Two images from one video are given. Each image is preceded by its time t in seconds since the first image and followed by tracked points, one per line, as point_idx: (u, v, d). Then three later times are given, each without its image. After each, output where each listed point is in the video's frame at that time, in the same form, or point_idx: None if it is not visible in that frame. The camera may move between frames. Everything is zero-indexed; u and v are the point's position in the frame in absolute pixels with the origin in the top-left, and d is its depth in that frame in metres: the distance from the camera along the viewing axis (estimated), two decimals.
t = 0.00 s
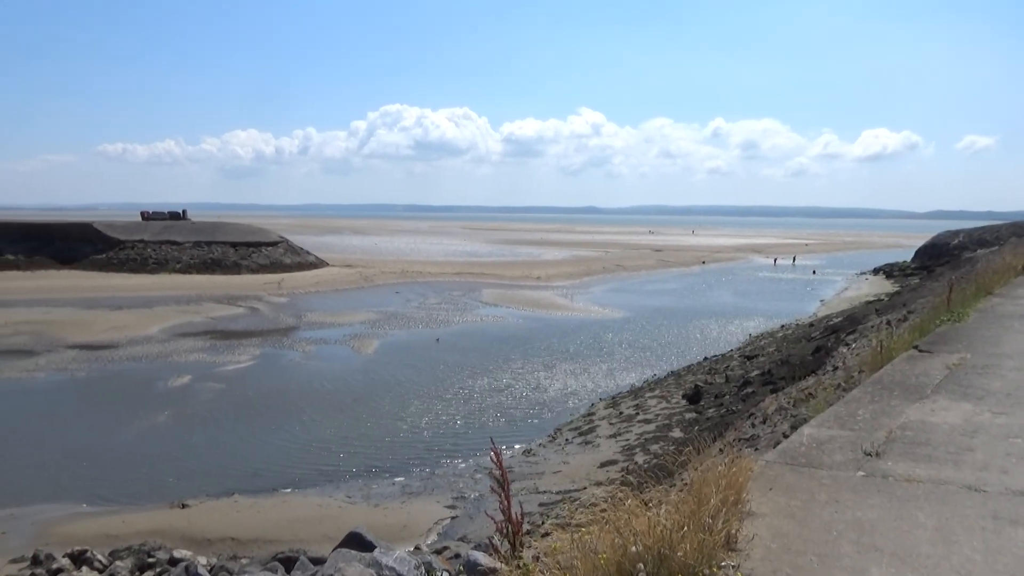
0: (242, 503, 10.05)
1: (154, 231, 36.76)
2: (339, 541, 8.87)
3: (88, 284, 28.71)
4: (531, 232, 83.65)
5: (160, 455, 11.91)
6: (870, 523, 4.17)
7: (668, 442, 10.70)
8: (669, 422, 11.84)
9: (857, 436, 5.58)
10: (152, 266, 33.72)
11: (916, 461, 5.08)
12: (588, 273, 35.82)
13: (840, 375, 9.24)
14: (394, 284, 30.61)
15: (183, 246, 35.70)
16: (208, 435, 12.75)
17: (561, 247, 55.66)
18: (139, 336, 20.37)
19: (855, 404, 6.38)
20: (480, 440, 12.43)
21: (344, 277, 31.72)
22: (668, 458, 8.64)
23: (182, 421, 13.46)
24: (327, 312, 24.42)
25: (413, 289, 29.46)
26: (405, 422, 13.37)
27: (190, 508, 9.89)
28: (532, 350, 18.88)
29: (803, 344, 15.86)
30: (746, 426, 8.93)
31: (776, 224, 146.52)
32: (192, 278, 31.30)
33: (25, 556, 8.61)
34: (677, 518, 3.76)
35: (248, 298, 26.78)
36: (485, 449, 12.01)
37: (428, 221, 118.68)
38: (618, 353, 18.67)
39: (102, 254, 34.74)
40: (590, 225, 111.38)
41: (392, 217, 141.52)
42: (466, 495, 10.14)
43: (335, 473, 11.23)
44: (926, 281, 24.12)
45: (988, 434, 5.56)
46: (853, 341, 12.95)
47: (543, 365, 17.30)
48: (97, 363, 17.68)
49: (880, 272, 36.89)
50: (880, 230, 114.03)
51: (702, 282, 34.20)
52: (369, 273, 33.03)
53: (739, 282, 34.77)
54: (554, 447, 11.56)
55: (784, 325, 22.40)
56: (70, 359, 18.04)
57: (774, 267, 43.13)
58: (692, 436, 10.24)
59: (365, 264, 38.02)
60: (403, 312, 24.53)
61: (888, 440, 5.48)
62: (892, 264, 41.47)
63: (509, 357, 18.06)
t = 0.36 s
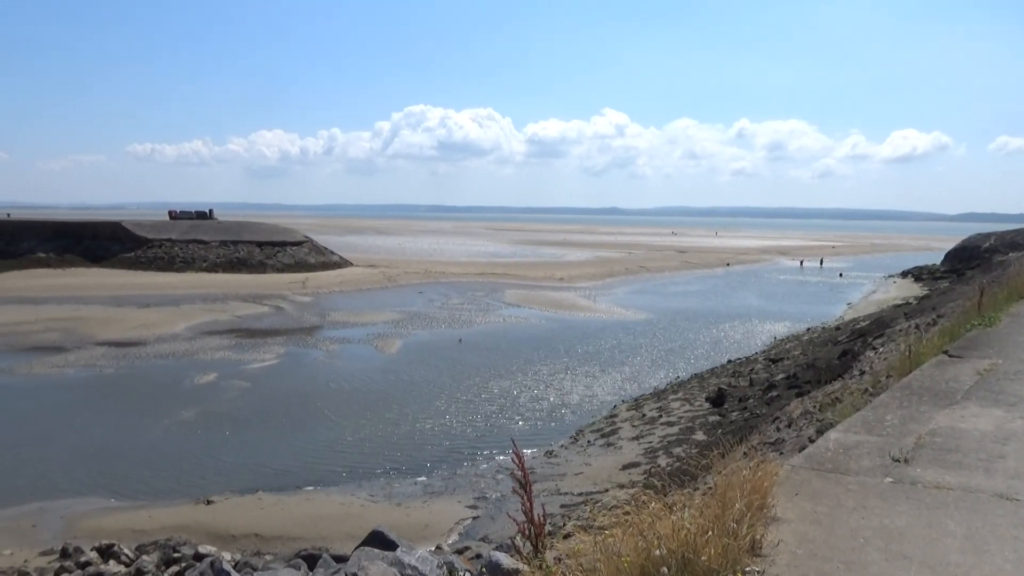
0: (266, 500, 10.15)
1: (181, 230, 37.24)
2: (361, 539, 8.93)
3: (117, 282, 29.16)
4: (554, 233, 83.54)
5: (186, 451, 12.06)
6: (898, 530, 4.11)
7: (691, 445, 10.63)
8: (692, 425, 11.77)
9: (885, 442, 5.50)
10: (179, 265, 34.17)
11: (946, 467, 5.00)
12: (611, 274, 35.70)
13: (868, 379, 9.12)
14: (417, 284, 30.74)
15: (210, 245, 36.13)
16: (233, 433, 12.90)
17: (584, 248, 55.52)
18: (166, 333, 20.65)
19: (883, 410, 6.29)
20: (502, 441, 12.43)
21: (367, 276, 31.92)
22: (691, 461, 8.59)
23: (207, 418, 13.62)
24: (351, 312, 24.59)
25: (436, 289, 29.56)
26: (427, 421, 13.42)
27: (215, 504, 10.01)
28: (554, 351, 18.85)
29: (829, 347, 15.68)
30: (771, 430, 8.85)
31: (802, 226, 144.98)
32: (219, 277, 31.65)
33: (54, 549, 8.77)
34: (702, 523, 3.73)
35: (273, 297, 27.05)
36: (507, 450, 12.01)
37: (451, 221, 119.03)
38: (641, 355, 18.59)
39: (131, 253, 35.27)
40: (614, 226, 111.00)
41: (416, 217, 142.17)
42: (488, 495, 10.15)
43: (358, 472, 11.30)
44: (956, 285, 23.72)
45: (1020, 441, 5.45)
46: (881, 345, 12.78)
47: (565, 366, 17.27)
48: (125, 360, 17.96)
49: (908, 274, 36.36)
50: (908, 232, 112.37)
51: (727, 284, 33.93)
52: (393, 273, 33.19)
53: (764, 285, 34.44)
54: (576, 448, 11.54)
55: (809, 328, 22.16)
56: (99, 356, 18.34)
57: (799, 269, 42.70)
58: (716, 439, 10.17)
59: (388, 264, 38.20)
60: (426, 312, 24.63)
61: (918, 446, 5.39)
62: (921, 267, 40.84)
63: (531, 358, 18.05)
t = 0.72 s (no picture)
0: (290, 497, 10.24)
1: (209, 229, 37.69)
2: (384, 538, 8.97)
3: (146, 281, 29.59)
4: (577, 234, 83.46)
5: (212, 448, 12.19)
6: (928, 537, 4.04)
7: (715, 448, 10.55)
8: (716, 428, 11.68)
9: (914, 448, 5.41)
10: (207, 264, 34.61)
11: (977, 474, 4.91)
12: (635, 275, 35.57)
13: (896, 383, 8.99)
14: (440, 284, 30.84)
15: (237, 244, 36.55)
16: (258, 430, 13.03)
17: (608, 249, 55.37)
18: (194, 331, 20.92)
19: (912, 414, 6.19)
20: (526, 441, 12.42)
21: (391, 276, 32.09)
22: (715, 464, 8.52)
23: (232, 416, 13.77)
24: (375, 311, 24.73)
25: (460, 289, 29.64)
26: (450, 422, 13.43)
27: (240, 501, 10.12)
28: (577, 352, 18.79)
29: (857, 351, 15.48)
30: (797, 434, 8.76)
31: (828, 228, 143.31)
32: (245, 276, 32.00)
33: (84, 542, 8.91)
34: (728, 527, 3.70)
35: (298, 296, 27.29)
36: (530, 451, 12.00)
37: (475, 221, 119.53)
38: (665, 357, 18.48)
39: (159, 251, 35.76)
40: (637, 228, 110.80)
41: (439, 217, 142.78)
42: (510, 496, 10.14)
43: (381, 470, 11.36)
44: (988, 288, 23.35)
45: None
46: (910, 349, 12.58)
47: (588, 367, 17.24)
48: (153, 357, 18.21)
49: (938, 278, 35.81)
50: (938, 235, 110.62)
51: (752, 286, 33.66)
52: (417, 273, 33.34)
53: (791, 287, 34.12)
54: (599, 450, 11.50)
55: (836, 331, 21.92)
56: (128, 353, 18.62)
57: (826, 272, 42.26)
58: (740, 442, 10.08)
59: (412, 264, 38.38)
60: (450, 312, 24.71)
61: (948, 452, 5.30)
62: (951, 270, 40.20)
63: (555, 359, 18.03)
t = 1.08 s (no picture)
0: (314, 497, 10.32)
1: (236, 231, 38.15)
2: (407, 539, 9.01)
3: (174, 281, 30.00)
4: (601, 235, 83.17)
5: (238, 448, 12.31)
6: (960, 545, 3.97)
7: (740, 452, 10.46)
8: (741, 432, 11.57)
9: (945, 454, 5.32)
10: (233, 265, 35.04)
11: (1011, 482, 4.81)
12: (659, 277, 35.37)
13: (926, 388, 8.84)
14: (464, 286, 30.89)
15: (263, 246, 36.95)
16: (283, 430, 13.15)
17: (632, 251, 55.13)
18: (220, 332, 21.17)
19: (943, 420, 6.09)
20: (549, 444, 12.40)
21: (415, 278, 32.19)
22: (741, 469, 8.45)
23: (257, 415, 13.91)
24: (399, 313, 24.84)
25: (483, 291, 29.66)
26: (474, 424, 13.44)
27: (266, 500, 10.22)
28: (600, 355, 18.74)
29: (886, 355, 15.25)
30: (824, 439, 8.64)
31: (855, 230, 141.53)
32: (271, 277, 32.33)
33: (113, 539, 9.06)
34: (755, 532, 3.66)
35: (323, 297, 27.49)
36: (554, 454, 11.98)
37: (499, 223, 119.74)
38: (689, 360, 18.36)
39: (187, 253, 36.26)
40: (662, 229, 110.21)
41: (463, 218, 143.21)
42: (533, 498, 10.13)
43: (404, 471, 11.41)
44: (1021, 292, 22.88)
45: None
46: (941, 354, 12.37)
47: (611, 370, 17.16)
48: (181, 357, 18.46)
49: (970, 281, 35.16)
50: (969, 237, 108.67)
51: (778, 289, 33.29)
52: (440, 275, 33.42)
53: (818, 290, 33.69)
54: (623, 453, 11.45)
55: (864, 335, 21.61)
56: (156, 352, 18.89)
57: (854, 275, 41.68)
58: (766, 447, 9.97)
59: (436, 265, 38.48)
60: (473, 313, 24.74)
61: (981, 459, 5.20)
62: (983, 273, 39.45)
63: (578, 361, 17.98)
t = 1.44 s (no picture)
0: (338, 497, 10.39)
1: (261, 232, 38.56)
2: (430, 540, 9.03)
3: (200, 282, 30.39)
4: (624, 237, 82.89)
5: (263, 447, 12.43)
6: (992, 554, 3.91)
7: (765, 457, 10.35)
8: (766, 436, 11.45)
9: (977, 461, 5.23)
10: (259, 266, 35.45)
11: None
12: (683, 280, 35.16)
13: (957, 393, 8.68)
14: (486, 287, 30.94)
15: (288, 247, 37.33)
16: (307, 430, 13.25)
17: (655, 253, 54.89)
18: (246, 332, 21.41)
19: (975, 426, 5.98)
20: (571, 446, 12.38)
21: (438, 279, 32.30)
22: (765, 473, 8.37)
23: (282, 415, 14.03)
24: (422, 314, 24.95)
25: (506, 292, 29.67)
26: (496, 425, 13.46)
27: (290, 499, 10.30)
28: (623, 357, 18.67)
29: (914, 359, 15.02)
30: (851, 444, 8.53)
31: (882, 232, 139.71)
32: (295, 278, 32.62)
33: (140, 536, 9.18)
34: (782, 538, 3.62)
35: (347, 298, 27.68)
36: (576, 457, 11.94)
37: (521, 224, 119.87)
38: (713, 363, 18.22)
39: (213, 254, 36.69)
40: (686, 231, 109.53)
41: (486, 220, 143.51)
42: (555, 500, 10.11)
43: (426, 472, 11.45)
44: None
45: None
46: (972, 358, 12.15)
47: (634, 373, 17.08)
48: (207, 357, 18.67)
49: (1002, 284, 34.54)
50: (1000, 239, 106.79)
51: (804, 292, 32.96)
52: (463, 276, 33.51)
53: (845, 293, 33.28)
54: (646, 456, 11.40)
55: (893, 338, 21.32)
56: (183, 352, 19.14)
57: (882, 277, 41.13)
58: (792, 451, 9.87)
59: (459, 267, 38.58)
60: (495, 315, 24.78)
61: (1013, 466, 5.11)
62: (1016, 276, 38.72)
63: (601, 364, 17.92)
